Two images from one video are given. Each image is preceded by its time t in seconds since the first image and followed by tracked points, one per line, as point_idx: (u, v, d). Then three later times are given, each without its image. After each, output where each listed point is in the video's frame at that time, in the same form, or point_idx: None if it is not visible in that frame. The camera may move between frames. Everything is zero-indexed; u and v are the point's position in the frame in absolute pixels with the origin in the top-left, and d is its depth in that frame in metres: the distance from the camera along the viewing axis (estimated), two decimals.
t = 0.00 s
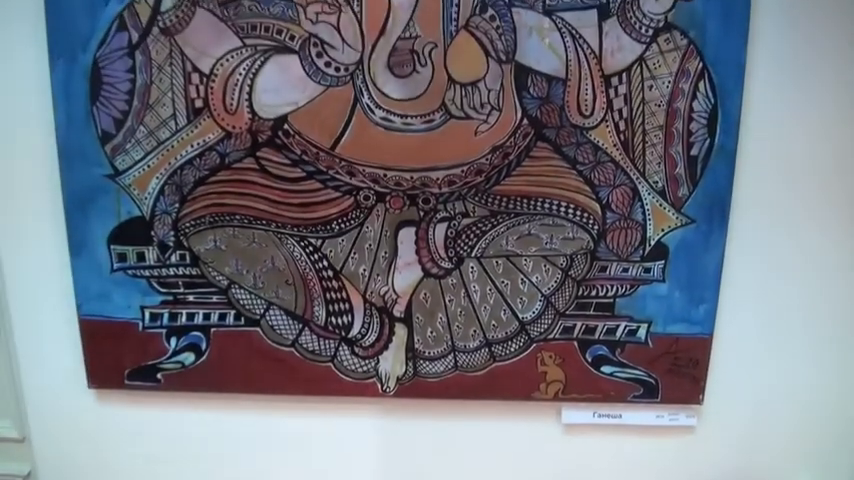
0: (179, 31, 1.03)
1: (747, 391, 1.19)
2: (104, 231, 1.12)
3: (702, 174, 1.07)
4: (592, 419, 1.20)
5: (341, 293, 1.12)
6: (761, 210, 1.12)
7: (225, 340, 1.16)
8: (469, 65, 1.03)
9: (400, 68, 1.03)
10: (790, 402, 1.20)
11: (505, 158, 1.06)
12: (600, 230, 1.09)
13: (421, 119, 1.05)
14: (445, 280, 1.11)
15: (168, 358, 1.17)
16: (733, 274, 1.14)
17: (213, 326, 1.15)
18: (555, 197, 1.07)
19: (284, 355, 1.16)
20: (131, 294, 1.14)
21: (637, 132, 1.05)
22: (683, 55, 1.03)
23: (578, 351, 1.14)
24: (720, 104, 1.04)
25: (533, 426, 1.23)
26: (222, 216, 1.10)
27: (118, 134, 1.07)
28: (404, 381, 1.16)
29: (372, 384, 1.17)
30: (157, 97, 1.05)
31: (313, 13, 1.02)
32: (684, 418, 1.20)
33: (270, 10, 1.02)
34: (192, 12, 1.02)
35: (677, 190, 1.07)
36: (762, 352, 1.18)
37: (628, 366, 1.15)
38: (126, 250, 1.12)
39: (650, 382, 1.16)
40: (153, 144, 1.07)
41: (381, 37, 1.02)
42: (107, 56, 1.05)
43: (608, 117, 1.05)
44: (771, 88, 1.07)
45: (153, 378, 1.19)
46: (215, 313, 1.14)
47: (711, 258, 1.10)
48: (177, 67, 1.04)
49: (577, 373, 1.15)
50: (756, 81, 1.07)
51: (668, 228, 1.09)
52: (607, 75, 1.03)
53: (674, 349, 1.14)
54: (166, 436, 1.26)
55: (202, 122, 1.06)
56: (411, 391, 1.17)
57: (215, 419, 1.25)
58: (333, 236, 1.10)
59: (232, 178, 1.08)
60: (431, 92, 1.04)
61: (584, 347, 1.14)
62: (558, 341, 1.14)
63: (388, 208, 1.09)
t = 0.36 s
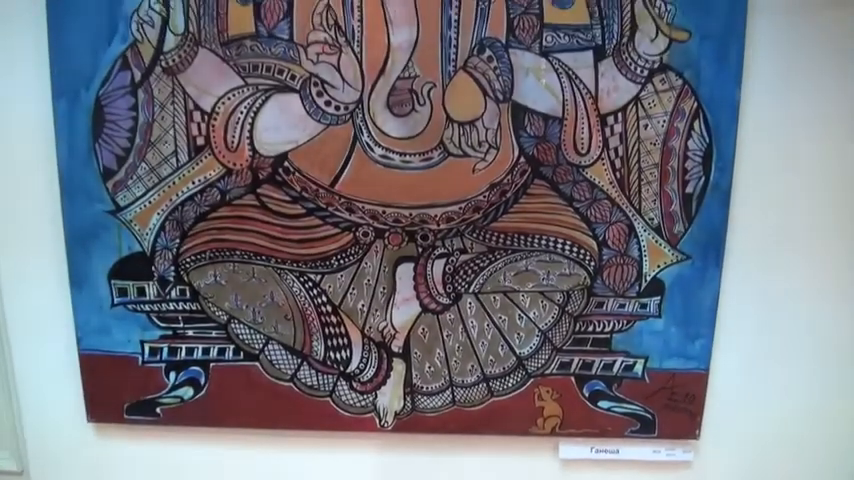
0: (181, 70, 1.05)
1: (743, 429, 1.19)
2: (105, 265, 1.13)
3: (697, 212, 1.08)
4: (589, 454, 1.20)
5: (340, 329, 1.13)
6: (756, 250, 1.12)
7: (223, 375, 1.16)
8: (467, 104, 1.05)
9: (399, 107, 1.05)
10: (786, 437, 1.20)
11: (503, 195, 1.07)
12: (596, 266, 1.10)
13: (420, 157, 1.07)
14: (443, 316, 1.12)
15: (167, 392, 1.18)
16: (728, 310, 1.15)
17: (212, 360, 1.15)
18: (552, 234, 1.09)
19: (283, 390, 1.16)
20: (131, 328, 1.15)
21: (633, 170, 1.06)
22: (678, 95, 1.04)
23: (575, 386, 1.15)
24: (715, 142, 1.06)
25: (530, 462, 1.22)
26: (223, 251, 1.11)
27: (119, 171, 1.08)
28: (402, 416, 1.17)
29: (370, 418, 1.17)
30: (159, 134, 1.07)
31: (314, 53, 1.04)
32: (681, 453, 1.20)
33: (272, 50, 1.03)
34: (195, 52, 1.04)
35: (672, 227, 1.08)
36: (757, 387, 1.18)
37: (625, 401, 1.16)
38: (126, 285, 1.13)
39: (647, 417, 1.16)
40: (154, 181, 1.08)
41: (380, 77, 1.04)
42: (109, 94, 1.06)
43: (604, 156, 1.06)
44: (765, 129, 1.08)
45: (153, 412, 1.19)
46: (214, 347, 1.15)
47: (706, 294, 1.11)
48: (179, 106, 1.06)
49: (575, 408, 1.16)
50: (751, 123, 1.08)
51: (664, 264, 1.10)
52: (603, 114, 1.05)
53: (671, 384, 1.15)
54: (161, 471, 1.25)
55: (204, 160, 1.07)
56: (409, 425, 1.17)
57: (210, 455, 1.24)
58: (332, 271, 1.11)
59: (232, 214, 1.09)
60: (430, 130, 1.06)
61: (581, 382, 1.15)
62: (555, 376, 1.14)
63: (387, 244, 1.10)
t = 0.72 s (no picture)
0: (185, 108, 1.06)
1: (739, 466, 1.20)
2: (107, 300, 1.13)
3: (693, 248, 1.10)
4: None
5: (340, 363, 1.14)
6: (751, 288, 1.13)
7: (223, 408, 1.17)
8: (465, 143, 1.07)
9: (399, 145, 1.07)
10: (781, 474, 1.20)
11: (501, 231, 1.09)
12: (593, 302, 1.11)
13: (420, 194, 1.08)
14: (442, 350, 1.13)
15: (168, 425, 1.18)
16: (725, 346, 1.15)
17: (213, 394, 1.16)
18: (550, 270, 1.10)
19: (282, 424, 1.17)
20: (133, 362, 1.16)
21: (630, 208, 1.08)
22: (674, 134, 1.06)
23: (573, 421, 1.16)
24: (709, 181, 1.08)
25: None
26: (224, 286, 1.12)
27: (123, 206, 1.10)
28: (400, 450, 1.17)
29: (369, 452, 1.18)
30: (163, 171, 1.08)
31: (316, 93, 1.05)
32: None
33: (275, 89, 1.05)
34: (199, 91, 1.06)
35: (668, 263, 1.10)
36: (755, 424, 1.18)
37: (623, 436, 1.16)
38: (128, 319, 1.14)
39: (644, 451, 1.17)
40: (157, 216, 1.10)
41: (381, 116, 1.06)
42: (114, 131, 1.08)
43: (601, 194, 1.08)
44: (759, 170, 1.10)
45: (153, 446, 1.19)
46: (215, 381, 1.16)
47: (702, 329, 1.12)
48: (182, 143, 1.07)
49: (572, 442, 1.17)
50: (745, 164, 1.09)
51: (660, 299, 1.11)
52: (600, 153, 1.07)
53: (668, 419, 1.15)
54: None
55: (207, 196, 1.09)
56: (408, 460, 1.18)
57: None
58: (332, 306, 1.12)
59: (234, 249, 1.10)
60: (430, 168, 1.07)
61: (579, 416, 1.16)
62: (553, 411, 1.15)
63: (386, 279, 1.11)
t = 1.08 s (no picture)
0: (190, 137, 1.08)
1: None
2: (111, 327, 1.13)
3: (693, 276, 1.10)
4: None
5: (342, 390, 1.14)
6: (750, 316, 1.14)
7: (225, 435, 1.17)
8: (467, 172, 1.08)
9: (402, 175, 1.08)
10: None
11: (502, 259, 1.10)
12: (594, 330, 1.12)
13: (421, 222, 1.09)
14: (444, 378, 1.14)
15: (170, 453, 1.18)
16: (726, 373, 1.16)
17: (215, 421, 1.16)
18: (551, 297, 1.11)
19: (285, 451, 1.17)
20: (136, 389, 1.16)
21: (629, 236, 1.09)
22: (673, 163, 1.08)
23: (574, 448, 1.16)
24: (708, 210, 1.09)
25: None
26: (227, 313, 1.13)
27: (127, 234, 1.11)
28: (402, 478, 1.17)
29: None
30: (167, 199, 1.09)
31: (319, 123, 1.07)
32: None
33: (278, 119, 1.07)
34: (203, 121, 1.07)
35: (668, 291, 1.11)
36: (756, 451, 1.18)
37: (623, 463, 1.17)
38: (132, 346, 1.14)
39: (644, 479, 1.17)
40: (161, 244, 1.11)
41: (383, 146, 1.07)
42: (119, 160, 1.09)
43: (601, 222, 1.09)
44: (758, 199, 1.11)
45: (156, 474, 1.19)
46: (218, 408, 1.16)
47: (702, 356, 1.13)
48: (187, 172, 1.09)
49: (573, 469, 1.17)
50: (744, 192, 1.10)
51: (660, 327, 1.12)
52: (600, 182, 1.08)
53: (668, 446, 1.16)
54: None
55: (210, 224, 1.10)
56: None
57: None
58: (335, 334, 1.13)
59: (237, 276, 1.11)
60: (432, 197, 1.08)
61: (579, 443, 1.16)
62: (554, 438, 1.16)
63: (388, 307, 1.12)
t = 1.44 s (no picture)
0: (195, 170, 1.09)
1: None
2: (115, 357, 1.14)
3: (692, 305, 1.12)
4: None
5: (345, 420, 1.15)
6: (750, 345, 1.15)
7: (229, 463, 1.17)
8: (468, 203, 1.09)
9: (404, 206, 1.09)
10: None
11: (503, 289, 1.11)
12: (595, 359, 1.13)
13: (424, 253, 1.11)
14: (446, 407, 1.14)
15: None
16: (726, 403, 1.16)
17: (219, 451, 1.16)
18: (552, 327, 1.12)
19: None
20: (140, 419, 1.16)
21: (629, 267, 1.10)
22: (672, 195, 1.09)
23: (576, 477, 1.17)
24: (707, 240, 1.10)
25: None
26: (231, 343, 1.13)
27: (132, 265, 1.12)
28: None
29: None
30: (173, 230, 1.11)
31: (322, 155, 1.08)
32: None
33: (282, 152, 1.08)
34: (208, 153, 1.09)
35: (668, 320, 1.12)
36: None
37: None
38: (136, 376, 1.15)
39: None
40: (166, 275, 1.12)
41: (386, 179, 1.09)
42: (125, 193, 1.10)
43: (601, 252, 1.10)
44: (757, 229, 1.12)
45: None
46: (221, 437, 1.16)
47: (702, 386, 1.14)
48: (192, 204, 1.10)
49: None
50: (742, 223, 1.12)
51: (660, 357, 1.13)
52: (600, 213, 1.09)
53: (669, 475, 1.16)
54: None
55: (215, 255, 1.11)
56: None
57: None
58: (338, 364, 1.13)
59: (242, 306, 1.12)
60: (433, 228, 1.10)
61: (581, 472, 1.16)
62: (556, 467, 1.16)
63: (391, 337, 1.13)
